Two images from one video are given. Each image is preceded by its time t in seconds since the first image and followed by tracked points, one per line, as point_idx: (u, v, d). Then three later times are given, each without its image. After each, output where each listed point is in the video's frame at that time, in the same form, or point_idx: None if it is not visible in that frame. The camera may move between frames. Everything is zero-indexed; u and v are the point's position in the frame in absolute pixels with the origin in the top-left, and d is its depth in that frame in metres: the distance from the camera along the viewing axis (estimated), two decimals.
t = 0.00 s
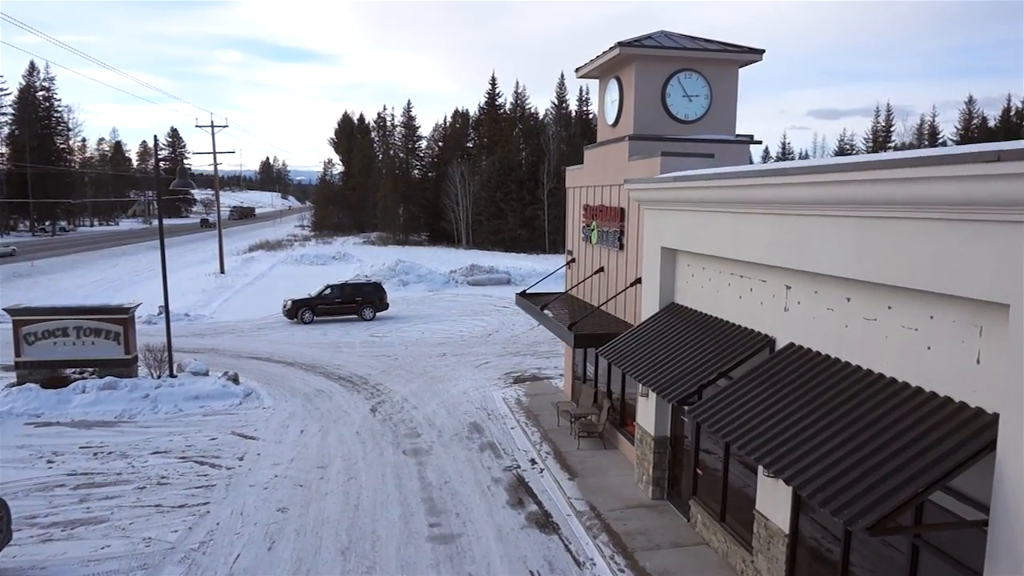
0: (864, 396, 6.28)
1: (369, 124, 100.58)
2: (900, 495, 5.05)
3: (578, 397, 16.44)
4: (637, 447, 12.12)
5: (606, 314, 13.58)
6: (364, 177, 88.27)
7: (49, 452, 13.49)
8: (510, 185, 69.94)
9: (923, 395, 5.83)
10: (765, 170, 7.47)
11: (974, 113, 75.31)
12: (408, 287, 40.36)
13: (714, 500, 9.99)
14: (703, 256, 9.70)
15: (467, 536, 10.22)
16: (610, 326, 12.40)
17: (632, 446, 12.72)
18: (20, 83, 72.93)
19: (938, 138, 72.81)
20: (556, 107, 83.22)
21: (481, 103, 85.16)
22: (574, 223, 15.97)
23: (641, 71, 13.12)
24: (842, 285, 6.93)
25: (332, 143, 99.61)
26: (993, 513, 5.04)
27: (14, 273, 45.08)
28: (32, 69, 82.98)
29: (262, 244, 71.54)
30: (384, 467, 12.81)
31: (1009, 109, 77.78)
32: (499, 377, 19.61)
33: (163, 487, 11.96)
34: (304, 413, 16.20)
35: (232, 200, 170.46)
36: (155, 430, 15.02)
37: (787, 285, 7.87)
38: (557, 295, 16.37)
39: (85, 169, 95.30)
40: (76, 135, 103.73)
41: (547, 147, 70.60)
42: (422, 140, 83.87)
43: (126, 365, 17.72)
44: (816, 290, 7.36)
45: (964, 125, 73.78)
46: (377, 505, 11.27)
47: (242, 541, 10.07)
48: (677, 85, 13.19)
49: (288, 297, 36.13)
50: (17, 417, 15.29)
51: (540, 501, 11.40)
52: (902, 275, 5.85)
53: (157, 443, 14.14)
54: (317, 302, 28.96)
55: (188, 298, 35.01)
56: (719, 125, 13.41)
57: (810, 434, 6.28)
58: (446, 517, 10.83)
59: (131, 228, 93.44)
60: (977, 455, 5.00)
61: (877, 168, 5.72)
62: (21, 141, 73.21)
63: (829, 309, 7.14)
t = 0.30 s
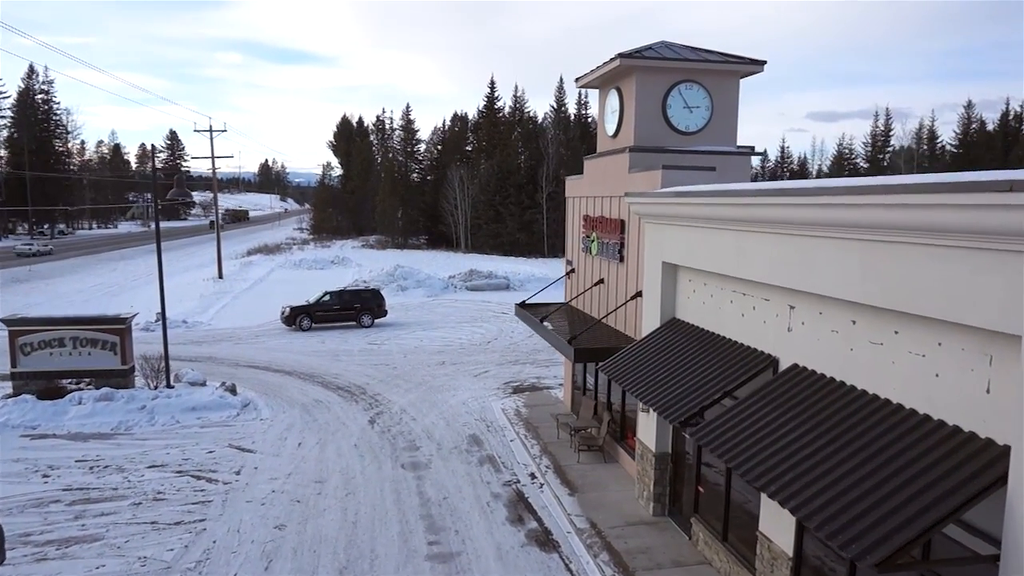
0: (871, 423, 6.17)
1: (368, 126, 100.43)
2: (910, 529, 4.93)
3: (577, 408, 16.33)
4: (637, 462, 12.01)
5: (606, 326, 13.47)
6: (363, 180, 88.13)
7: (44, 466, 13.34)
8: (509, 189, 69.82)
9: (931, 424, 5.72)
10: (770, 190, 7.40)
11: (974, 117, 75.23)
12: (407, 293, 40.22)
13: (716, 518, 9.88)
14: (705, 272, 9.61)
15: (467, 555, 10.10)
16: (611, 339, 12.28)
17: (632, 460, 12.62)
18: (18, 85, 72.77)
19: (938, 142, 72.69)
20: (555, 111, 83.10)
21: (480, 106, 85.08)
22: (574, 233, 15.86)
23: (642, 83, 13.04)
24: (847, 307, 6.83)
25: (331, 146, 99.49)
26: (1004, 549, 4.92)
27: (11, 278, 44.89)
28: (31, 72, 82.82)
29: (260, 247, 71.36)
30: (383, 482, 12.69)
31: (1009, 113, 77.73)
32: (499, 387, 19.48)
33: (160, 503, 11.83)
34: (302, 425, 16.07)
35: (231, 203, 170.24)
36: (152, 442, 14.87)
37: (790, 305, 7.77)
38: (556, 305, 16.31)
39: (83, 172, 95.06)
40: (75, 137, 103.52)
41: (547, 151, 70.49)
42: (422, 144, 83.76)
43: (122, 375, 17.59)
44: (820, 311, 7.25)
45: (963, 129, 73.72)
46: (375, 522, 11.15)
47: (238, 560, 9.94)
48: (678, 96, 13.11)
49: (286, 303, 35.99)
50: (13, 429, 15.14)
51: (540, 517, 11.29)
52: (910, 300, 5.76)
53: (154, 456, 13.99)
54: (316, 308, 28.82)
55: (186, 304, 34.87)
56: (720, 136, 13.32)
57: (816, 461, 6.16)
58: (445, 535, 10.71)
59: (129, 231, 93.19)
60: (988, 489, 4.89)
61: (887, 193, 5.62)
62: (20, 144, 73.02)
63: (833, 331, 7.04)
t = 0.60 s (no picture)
0: (874, 448, 6.09)
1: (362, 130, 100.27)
2: (914, 562, 4.85)
3: (574, 420, 16.22)
4: (635, 477, 11.90)
5: (602, 339, 13.39)
6: (358, 184, 87.97)
7: (35, 481, 13.15)
8: (504, 194, 69.81)
9: (936, 451, 5.65)
10: (770, 209, 7.34)
11: (966, 121, 75.57)
12: (401, 298, 40.11)
13: (715, 536, 9.79)
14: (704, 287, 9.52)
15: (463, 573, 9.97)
16: (608, 353, 12.18)
17: (630, 474, 12.52)
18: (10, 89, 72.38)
19: (930, 146, 73.05)
20: (550, 115, 83.16)
21: (474, 110, 85.09)
22: (570, 243, 15.78)
23: (638, 93, 12.96)
24: (849, 329, 6.75)
25: (326, 150, 99.35)
26: None
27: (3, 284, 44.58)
28: (23, 75, 82.41)
29: (254, 252, 71.14)
30: (378, 497, 12.56)
31: (1000, 117, 78.12)
32: (495, 397, 19.36)
33: (152, 520, 11.66)
34: (297, 437, 15.92)
35: (225, 206, 169.87)
36: (144, 455, 14.69)
37: (791, 324, 7.69)
38: (552, 316, 16.22)
39: (76, 176, 94.61)
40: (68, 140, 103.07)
41: (541, 155, 70.53)
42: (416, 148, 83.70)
43: (114, 387, 17.41)
44: (821, 331, 7.18)
45: (956, 133, 74.04)
46: (370, 539, 11.01)
47: None
48: (674, 107, 13.04)
49: (281, 309, 35.82)
50: (3, 443, 14.94)
51: (537, 534, 11.17)
52: (913, 325, 5.70)
53: (146, 470, 13.82)
54: (310, 316, 28.67)
55: (180, 311, 34.67)
56: (718, 147, 13.23)
57: (818, 486, 6.08)
58: (441, 552, 10.59)
59: (123, 235, 92.75)
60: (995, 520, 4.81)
61: (892, 216, 5.55)
62: (12, 147, 72.62)
63: (835, 352, 6.97)
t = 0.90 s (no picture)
0: (876, 472, 6.02)
1: (353, 134, 99.99)
2: None
3: (568, 431, 16.12)
4: (630, 491, 11.81)
5: (596, 351, 13.31)
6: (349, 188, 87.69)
7: (21, 498, 12.91)
8: (495, 198, 69.74)
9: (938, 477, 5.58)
10: (771, 227, 7.29)
11: (955, 125, 76.05)
12: (393, 305, 39.94)
13: (712, 553, 9.68)
14: (700, 301, 9.46)
15: None
16: (604, 366, 12.10)
17: (626, 488, 12.42)
18: None
19: (920, 150, 73.49)
20: (542, 119, 83.14)
21: (466, 114, 85.04)
22: (564, 253, 15.70)
23: (633, 105, 12.90)
24: (849, 350, 6.69)
25: (317, 153, 99.03)
26: None
27: None
28: (11, 78, 81.74)
29: (245, 256, 70.81)
30: (370, 512, 12.42)
31: (989, 121, 78.65)
32: (488, 407, 19.24)
33: (140, 539, 11.46)
34: (288, 449, 15.74)
35: (216, 209, 169.11)
36: (133, 469, 14.48)
37: (790, 342, 7.62)
38: (546, 326, 16.14)
39: (64, 179, 93.90)
40: (57, 144, 102.33)
41: (533, 159, 70.45)
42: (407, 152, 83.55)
43: (103, 399, 17.19)
44: (821, 350, 7.12)
45: (944, 138, 74.46)
46: (363, 557, 10.87)
47: None
48: (669, 118, 12.97)
49: (271, 315, 35.59)
50: None
51: (532, 550, 11.08)
52: (917, 349, 5.64)
53: (135, 485, 13.61)
54: (301, 324, 28.47)
55: (170, 318, 34.42)
56: (712, 158, 13.16)
57: (820, 511, 5.99)
58: (435, 570, 10.46)
59: (112, 238, 92.08)
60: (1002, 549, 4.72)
61: (897, 240, 5.50)
62: None
63: (834, 373, 6.90)
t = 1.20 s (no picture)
0: (877, 496, 5.93)
1: (341, 137, 99.63)
2: None
3: (560, 442, 16.03)
4: (624, 505, 11.72)
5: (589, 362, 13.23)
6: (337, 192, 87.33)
7: (2, 514, 12.64)
8: (484, 202, 69.63)
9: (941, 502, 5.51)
10: (769, 246, 7.27)
11: (939, 131, 76.74)
12: (382, 310, 39.74)
13: (708, 569, 9.59)
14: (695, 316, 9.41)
15: None
16: (597, 379, 12.01)
17: (619, 501, 12.34)
18: None
19: (906, 156, 73.96)
20: (531, 123, 83.09)
21: (455, 118, 84.91)
22: (556, 263, 15.64)
23: (626, 115, 12.84)
24: (848, 369, 6.64)
25: (305, 156, 98.58)
26: None
27: None
28: None
29: (232, 261, 70.27)
30: (361, 528, 12.24)
31: (973, 126, 79.42)
32: (479, 417, 19.09)
33: (126, 557, 11.24)
34: (277, 461, 15.53)
35: (203, 211, 168.05)
36: (118, 483, 14.22)
37: (787, 360, 7.57)
38: (538, 336, 16.07)
39: (48, 182, 92.92)
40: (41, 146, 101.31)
41: (521, 163, 70.31)
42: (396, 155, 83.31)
43: (86, 411, 16.89)
44: (818, 370, 7.07)
45: (930, 143, 75.00)
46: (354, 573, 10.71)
47: None
48: (662, 129, 12.93)
49: (259, 322, 35.31)
50: None
51: (525, 565, 10.96)
52: (920, 373, 5.61)
53: (120, 500, 13.36)
54: (289, 331, 28.20)
55: (155, 325, 34.04)
56: (705, 170, 13.14)
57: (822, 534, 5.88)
58: None
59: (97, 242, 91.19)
60: None
61: (900, 262, 5.48)
62: None
63: (833, 393, 6.85)
